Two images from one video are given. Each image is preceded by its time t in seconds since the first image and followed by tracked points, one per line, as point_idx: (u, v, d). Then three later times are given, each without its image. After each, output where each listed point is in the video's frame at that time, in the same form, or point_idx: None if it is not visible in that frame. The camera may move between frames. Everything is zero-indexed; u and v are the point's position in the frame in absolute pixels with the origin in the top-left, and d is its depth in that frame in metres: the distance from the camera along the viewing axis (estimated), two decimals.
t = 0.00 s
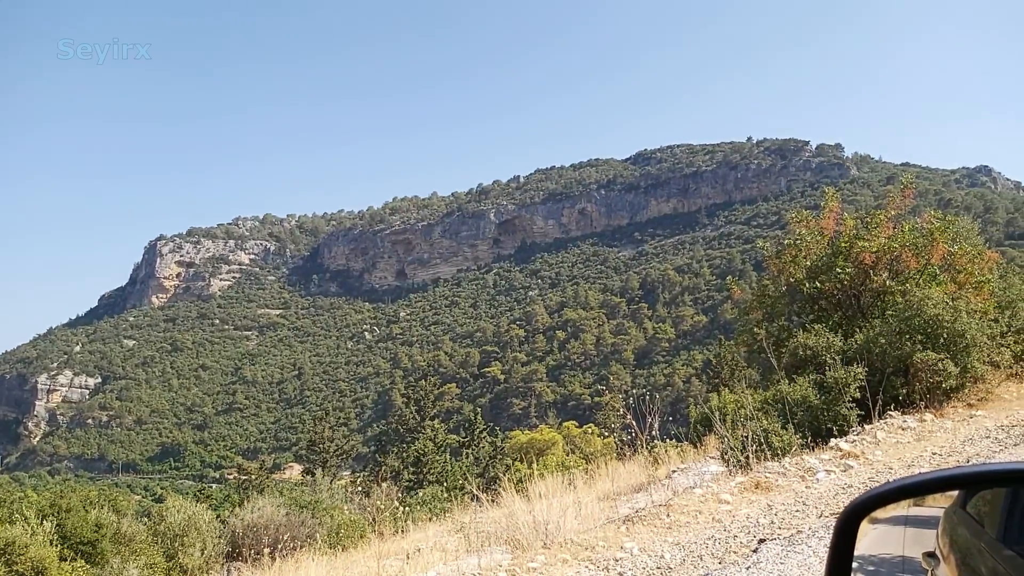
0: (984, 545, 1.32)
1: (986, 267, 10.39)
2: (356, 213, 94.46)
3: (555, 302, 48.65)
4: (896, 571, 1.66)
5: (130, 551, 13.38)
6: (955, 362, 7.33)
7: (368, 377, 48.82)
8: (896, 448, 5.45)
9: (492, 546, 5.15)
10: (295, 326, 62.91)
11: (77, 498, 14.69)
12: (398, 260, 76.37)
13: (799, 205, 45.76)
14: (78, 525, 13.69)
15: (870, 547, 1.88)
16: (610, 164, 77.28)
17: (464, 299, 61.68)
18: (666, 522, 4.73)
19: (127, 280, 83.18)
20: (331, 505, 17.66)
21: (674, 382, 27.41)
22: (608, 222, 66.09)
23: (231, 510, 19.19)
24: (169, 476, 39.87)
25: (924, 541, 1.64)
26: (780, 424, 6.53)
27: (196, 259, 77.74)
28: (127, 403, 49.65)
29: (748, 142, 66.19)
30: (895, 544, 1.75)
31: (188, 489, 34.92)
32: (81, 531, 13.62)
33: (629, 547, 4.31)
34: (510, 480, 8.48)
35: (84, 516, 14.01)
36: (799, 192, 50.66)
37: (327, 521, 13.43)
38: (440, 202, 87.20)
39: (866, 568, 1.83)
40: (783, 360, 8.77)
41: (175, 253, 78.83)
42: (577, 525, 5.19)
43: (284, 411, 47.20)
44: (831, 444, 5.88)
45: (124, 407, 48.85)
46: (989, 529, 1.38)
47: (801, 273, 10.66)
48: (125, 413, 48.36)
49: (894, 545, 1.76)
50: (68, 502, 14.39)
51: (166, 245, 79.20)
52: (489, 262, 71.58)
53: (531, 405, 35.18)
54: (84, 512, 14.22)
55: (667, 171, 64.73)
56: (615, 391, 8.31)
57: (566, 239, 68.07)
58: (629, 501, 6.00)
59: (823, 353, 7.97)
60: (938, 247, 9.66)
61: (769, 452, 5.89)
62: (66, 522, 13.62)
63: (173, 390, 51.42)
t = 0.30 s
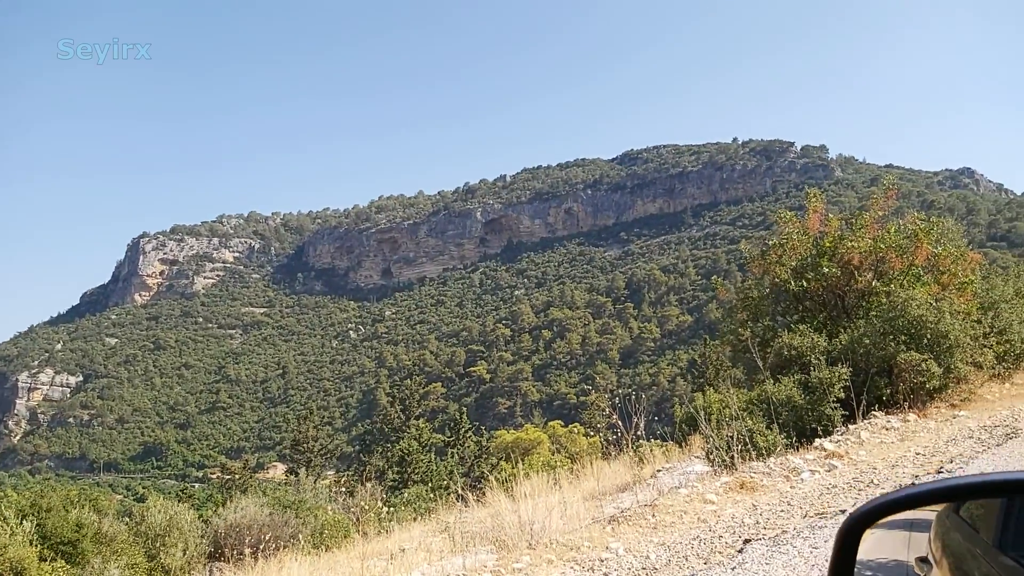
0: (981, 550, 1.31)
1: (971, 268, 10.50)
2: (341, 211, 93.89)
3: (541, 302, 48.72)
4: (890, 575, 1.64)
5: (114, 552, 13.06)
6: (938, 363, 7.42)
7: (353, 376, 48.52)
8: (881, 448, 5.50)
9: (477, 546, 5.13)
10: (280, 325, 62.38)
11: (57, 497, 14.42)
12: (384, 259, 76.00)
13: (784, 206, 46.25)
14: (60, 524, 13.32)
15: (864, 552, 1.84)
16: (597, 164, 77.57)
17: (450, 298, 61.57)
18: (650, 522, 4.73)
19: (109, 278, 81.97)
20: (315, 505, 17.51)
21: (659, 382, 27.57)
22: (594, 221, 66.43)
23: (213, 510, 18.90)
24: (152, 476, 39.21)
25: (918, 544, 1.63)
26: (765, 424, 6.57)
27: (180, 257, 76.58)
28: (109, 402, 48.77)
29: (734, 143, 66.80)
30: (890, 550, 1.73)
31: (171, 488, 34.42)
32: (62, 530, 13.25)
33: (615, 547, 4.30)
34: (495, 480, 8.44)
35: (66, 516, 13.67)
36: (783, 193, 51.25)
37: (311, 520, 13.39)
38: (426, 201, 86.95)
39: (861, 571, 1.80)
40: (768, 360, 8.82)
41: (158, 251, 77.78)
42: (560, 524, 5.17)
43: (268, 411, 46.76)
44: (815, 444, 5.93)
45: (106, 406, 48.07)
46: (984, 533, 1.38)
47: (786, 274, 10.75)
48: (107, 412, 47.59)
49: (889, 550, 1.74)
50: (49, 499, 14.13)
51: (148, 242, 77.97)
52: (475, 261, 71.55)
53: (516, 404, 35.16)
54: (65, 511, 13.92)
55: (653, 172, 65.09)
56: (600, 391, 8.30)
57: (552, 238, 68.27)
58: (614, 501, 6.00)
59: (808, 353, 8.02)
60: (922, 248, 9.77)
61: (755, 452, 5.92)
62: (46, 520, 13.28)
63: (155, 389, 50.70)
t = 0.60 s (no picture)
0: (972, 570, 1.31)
1: (940, 271, 10.76)
2: (316, 210, 92.78)
3: (518, 302, 48.76)
4: None
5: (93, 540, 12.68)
6: (908, 365, 7.57)
7: (327, 377, 47.87)
8: (852, 450, 5.61)
9: (453, 549, 5.06)
10: (253, 325, 61.34)
11: (24, 500, 13.89)
12: (359, 259, 75.23)
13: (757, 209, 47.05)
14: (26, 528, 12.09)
15: None
16: (573, 166, 78.00)
17: (426, 299, 61.25)
18: (627, 525, 4.73)
19: (79, 278, 79.78)
20: (290, 507, 17.18)
21: (634, 383, 27.80)
22: (570, 222, 66.85)
23: (184, 513, 18.38)
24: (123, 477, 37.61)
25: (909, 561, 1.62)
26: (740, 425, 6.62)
27: (151, 256, 74.64)
28: (78, 403, 47.34)
29: (708, 146, 67.81)
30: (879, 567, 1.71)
31: (140, 491, 33.47)
32: (30, 534, 12.07)
33: (591, 551, 4.28)
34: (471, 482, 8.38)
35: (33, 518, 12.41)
36: (757, 196, 52.21)
37: (285, 522, 13.21)
38: (402, 200, 86.38)
39: None
40: (743, 362, 8.92)
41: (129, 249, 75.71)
42: (537, 527, 5.14)
43: (241, 412, 45.88)
44: (789, 446, 6.01)
45: (74, 407, 46.59)
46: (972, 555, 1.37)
47: (760, 277, 10.89)
48: (76, 413, 46.15)
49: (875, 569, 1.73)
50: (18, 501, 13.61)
51: (119, 240, 75.59)
52: (451, 261, 71.32)
53: (492, 405, 35.12)
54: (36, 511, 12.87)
55: (629, 174, 65.64)
56: (577, 392, 8.30)
57: (529, 239, 68.46)
58: (590, 503, 5.99)
59: (782, 355, 8.13)
60: (892, 252, 9.97)
61: (730, 454, 5.97)
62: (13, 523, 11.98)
63: (126, 389, 49.39)
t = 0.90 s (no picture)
0: None
1: (901, 275, 11.03)
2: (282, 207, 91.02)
3: (486, 302, 48.70)
4: None
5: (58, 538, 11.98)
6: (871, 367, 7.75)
7: (292, 376, 46.95)
8: (816, 451, 5.73)
9: (420, 552, 4.99)
10: (217, 323, 59.90)
11: None
12: (326, 257, 74.00)
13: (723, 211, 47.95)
14: None
15: None
16: (542, 166, 78.32)
17: (394, 297, 60.65)
18: (594, 527, 4.72)
19: (37, 274, 76.78)
20: (253, 508, 16.72)
21: (601, 382, 28.05)
22: (539, 222, 67.25)
23: (143, 516, 17.71)
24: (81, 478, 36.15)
25: None
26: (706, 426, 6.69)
27: (111, 252, 71.83)
28: (36, 402, 45.26)
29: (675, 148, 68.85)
30: None
31: (99, 491, 32.23)
32: None
33: (559, 554, 4.26)
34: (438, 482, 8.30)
35: None
36: (723, 198, 53.30)
37: (250, 523, 12.96)
38: (370, 198, 85.39)
39: None
40: (709, 364, 9.05)
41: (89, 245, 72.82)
42: (505, 528, 5.09)
43: (203, 411, 44.69)
44: (754, 447, 6.09)
45: (31, 406, 44.52)
46: None
47: (726, 280, 11.07)
48: (32, 413, 44.10)
49: None
50: None
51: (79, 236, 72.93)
52: (419, 260, 70.81)
53: (459, 404, 34.91)
54: None
55: (598, 175, 66.16)
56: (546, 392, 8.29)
57: (498, 238, 68.52)
58: (558, 503, 5.98)
59: (748, 356, 8.26)
60: (855, 256, 10.18)
61: (697, 455, 6.02)
62: None
63: (85, 387, 47.60)
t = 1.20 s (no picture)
0: None
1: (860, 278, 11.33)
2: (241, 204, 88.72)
3: (451, 302, 48.44)
4: None
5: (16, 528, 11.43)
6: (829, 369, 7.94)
7: (253, 376, 45.74)
8: (776, 453, 5.84)
9: (383, 556, 4.88)
10: (175, 323, 58.02)
11: None
12: (288, 255, 72.30)
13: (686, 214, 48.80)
14: None
15: None
16: (508, 166, 78.39)
17: (358, 297, 59.76)
18: (558, 531, 4.69)
19: None
20: (212, 512, 16.06)
21: (565, 382, 28.22)
22: (505, 222, 67.28)
23: (95, 522, 16.84)
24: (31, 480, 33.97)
25: None
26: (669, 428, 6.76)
27: (66, 249, 68.22)
28: None
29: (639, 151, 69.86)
30: None
31: (52, 494, 30.70)
32: None
33: (523, 559, 4.22)
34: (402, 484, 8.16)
35: None
36: (686, 201, 54.40)
37: (208, 527, 12.52)
38: (334, 196, 84.00)
39: None
40: (673, 365, 9.16)
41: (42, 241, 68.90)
42: (470, 532, 5.02)
43: (161, 411, 43.16)
44: (716, 449, 6.17)
45: None
46: None
47: (689, 283, 11.25)
48: None
49: None
50: None
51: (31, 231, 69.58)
52: (384, 259, 69.95)
53: (423, 404, 34.58)
54: None
55: (563, 176, 66.51)
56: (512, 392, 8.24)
57: (464, 238, 68.33)
58: (521, 505, 5.95)
59: (710, 358, 8.39)
60: (815, 260, 10.43)
61: (660, 457, 6.07)
62: None
63: (37, 387, 45.28)
